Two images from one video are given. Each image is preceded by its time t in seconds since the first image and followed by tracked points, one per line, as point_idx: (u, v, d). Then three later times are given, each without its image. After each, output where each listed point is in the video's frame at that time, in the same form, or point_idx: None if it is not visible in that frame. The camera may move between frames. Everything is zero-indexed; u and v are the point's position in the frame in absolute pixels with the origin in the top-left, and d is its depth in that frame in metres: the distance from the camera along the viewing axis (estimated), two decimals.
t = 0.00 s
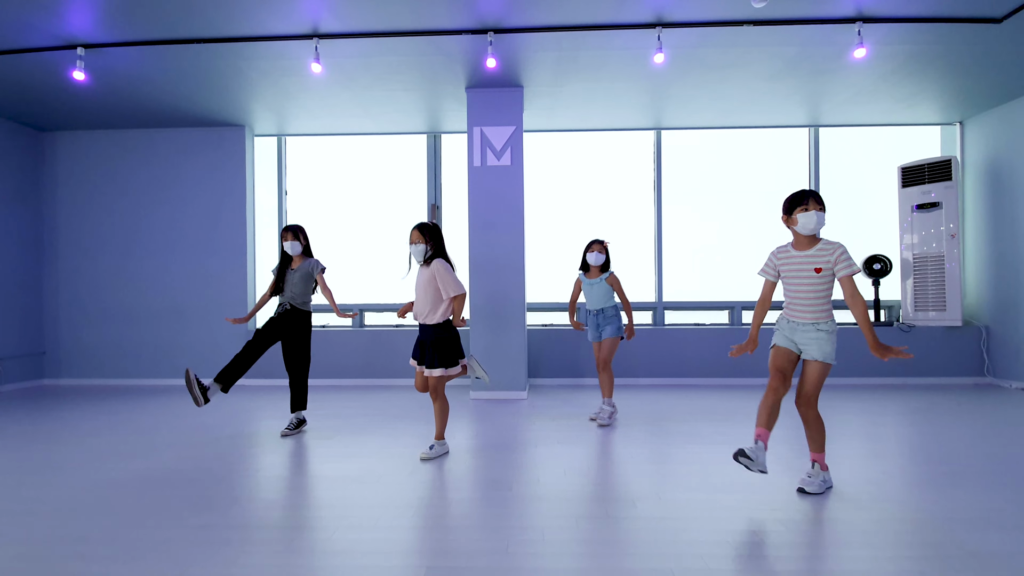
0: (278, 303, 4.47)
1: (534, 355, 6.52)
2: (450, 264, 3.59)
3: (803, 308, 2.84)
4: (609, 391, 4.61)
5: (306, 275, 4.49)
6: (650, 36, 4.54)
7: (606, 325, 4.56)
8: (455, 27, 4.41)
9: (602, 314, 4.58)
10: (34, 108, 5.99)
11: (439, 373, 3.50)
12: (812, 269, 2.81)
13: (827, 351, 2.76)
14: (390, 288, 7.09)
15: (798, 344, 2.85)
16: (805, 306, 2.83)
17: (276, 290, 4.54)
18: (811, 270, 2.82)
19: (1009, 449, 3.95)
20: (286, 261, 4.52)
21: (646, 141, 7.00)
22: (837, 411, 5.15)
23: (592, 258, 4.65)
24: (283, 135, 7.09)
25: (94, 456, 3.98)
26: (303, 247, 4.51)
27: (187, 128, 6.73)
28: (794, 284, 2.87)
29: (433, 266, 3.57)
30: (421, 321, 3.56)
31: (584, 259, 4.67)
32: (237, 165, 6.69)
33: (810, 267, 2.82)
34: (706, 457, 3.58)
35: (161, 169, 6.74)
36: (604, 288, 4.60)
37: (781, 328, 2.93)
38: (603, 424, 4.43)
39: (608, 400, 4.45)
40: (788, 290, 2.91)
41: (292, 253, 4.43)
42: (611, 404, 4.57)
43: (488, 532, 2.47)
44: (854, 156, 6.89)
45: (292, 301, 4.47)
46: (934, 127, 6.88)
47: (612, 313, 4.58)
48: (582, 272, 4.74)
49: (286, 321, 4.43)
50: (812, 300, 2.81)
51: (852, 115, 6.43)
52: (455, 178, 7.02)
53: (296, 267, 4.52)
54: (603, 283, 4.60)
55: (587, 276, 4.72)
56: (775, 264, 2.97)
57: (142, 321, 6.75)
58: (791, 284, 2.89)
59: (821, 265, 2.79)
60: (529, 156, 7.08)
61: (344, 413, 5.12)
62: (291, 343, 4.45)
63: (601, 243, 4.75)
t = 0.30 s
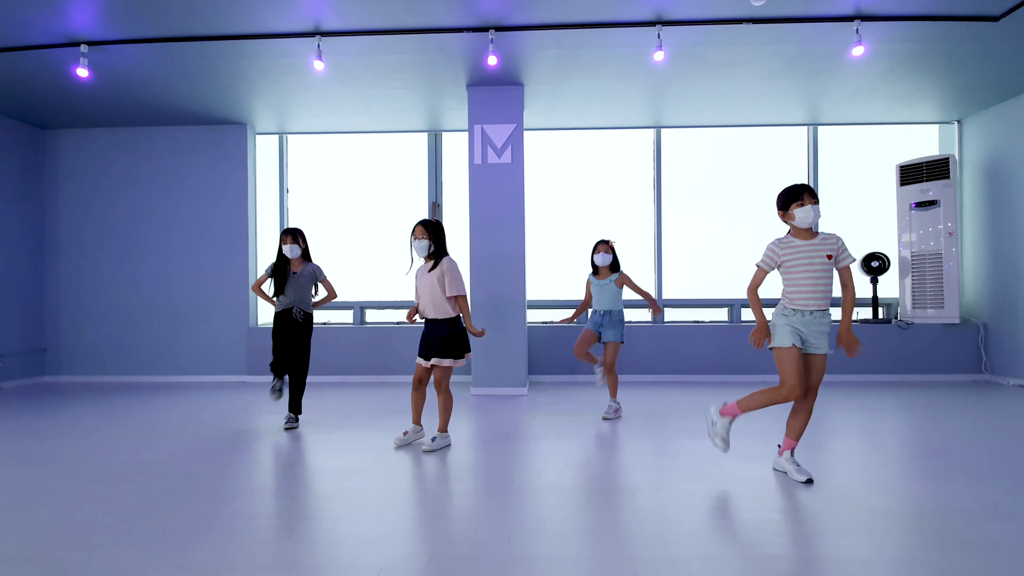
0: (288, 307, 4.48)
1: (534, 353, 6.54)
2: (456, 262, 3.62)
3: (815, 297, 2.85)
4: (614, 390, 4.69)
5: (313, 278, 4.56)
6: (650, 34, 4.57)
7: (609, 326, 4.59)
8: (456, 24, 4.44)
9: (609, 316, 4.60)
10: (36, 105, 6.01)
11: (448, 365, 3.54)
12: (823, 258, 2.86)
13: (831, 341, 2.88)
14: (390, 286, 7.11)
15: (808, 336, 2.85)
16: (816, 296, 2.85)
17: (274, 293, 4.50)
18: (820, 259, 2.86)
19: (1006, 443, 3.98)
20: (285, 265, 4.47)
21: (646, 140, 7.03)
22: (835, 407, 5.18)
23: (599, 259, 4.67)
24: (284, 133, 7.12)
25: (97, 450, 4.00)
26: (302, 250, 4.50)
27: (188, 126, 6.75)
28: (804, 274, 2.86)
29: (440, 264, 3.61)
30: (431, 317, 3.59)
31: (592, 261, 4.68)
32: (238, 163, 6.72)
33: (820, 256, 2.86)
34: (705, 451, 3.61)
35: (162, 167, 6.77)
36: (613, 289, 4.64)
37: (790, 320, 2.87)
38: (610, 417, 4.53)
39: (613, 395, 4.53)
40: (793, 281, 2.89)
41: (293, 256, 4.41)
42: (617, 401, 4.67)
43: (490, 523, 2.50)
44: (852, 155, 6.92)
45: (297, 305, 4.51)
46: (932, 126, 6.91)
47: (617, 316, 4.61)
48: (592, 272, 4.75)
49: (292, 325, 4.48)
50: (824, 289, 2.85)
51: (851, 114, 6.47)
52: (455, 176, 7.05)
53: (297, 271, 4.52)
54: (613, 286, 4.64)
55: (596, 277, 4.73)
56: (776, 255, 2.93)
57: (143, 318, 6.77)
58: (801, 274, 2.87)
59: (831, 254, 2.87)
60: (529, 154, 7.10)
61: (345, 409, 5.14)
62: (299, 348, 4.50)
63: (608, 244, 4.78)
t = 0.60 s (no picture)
0: (288, 300, 4.60)
1: (535, 349, 6.67)
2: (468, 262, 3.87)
3: (800, 290, 2.99)
4: (609, 384, 4.81)
5: (311, 274, 4.63)
6: (647, 38, 4.70)
7: (610, 325, 4.70)
8: (459, 28, 4.57)
9: (610, 315, 4.72)
10: (47, 106, 6.14)
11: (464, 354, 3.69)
12: (806, 254, 3.03)
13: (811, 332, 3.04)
14: (392, 284, 7.24)
15: (797, 327, 2.97)
16: (800, 289, 2.99)
17: (279, 288, 4.65)
18: (803, 255, 3.02)
19: (991, 435, 4.11)
20: (288, 260, 4.60)
21: (644, 141, 7.16)
22: (828, 401, 5.32)
23: (599, 259, 4.81)
24: (289, 134, 7.25)
25: (111, 440, 4.13)
26: (306, 246, 4.63)
27: (195, 127, 6.88)
28: (790, 267, 2.99)
29: (456, 262, 3.80)
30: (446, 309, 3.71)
31: (592, 260, 4.82)
32: (244, 163, 6.85)
33: (803, 251, 3.02)
34: (699, 441, 3.75)
35: (170, 167, 6.89)
36: (614, 288, 4.80)
37: (781, 313, 2.97)
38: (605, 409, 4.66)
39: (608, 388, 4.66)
40: (779, 273, 3.00)
41: (297, 250, 4.54)
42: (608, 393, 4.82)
43: (494, 504, 2.64)
44: (846, 155, 7.06)
45: (298, 299, 4.61)
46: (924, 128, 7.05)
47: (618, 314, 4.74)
48: (591, 272, 4.86)
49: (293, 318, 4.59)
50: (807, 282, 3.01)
51: (845, 115, 6.60)
52: (457, 176, 7.18)
53: (299, 266, 4.63)
54: (615, 285, 4.80)
55: (595, 277, 4.84)
56: (764, 247, 3.03)
57: (150, 314, 6.89)
58: (788, 266, 2.99)
59: (812, 251, 3.06)
60: (530, 155, 7.23)
61: (350, 403, 5.27)
62: (302, 341, 4.62)
63: (606, 242, 4.94)
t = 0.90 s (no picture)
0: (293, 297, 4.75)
1: (534, 346, 6.84)
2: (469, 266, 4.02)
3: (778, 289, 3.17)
4: (607, 377, 5.01)
5: (317, 274, 4.80)
6: (642, 45, 4.87)
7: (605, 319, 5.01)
8: (460, 36, 4.74)
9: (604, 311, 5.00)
10: (58, 108, 6.30)
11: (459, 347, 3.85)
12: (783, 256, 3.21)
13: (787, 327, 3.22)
14: (394, 282, 7.40)
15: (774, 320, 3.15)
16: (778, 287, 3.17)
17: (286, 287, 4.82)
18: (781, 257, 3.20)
19: (972, 427, 4.28)
20: (295, 259, 4.78)
21: (641, 143, 7.33)
22: (819, 396, 5.48)
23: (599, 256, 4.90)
24: (294, 136, 7.41)
25: (126, 431, 4.29)
26: (312, 245, 4.78)
27: (202, 129, 7.05)
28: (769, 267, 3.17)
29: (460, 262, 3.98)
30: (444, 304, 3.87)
31: (591, 257, 4.90)
32: (250, 164, 7.02)
33: (781, 253, 3.20)
34: (690, 432, 3.92)
35: (177, 167, 7.05)
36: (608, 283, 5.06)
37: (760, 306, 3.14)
38: (605, 402, 4.85)
39: (606, 381, 4.84)
40: (761, 273, 3.17)
41: (304, 248, 4.70)
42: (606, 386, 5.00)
43: (495, 485, 2.83)
44: (837, 157, 7.23)
45: (304, 298, 4.77)
46: (914, 130, 7.22)
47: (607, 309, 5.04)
48: (591, 265, 4.92)
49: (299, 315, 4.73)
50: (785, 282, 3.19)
51: (836, 118, 6.78)
52: (458, 177, 7.34)
53: (304, 266, 4.80)
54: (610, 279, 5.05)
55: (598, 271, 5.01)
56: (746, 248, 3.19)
57: (158, 312, 7.05)
58: (768, 266, 3.17)
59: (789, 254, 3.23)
60: (529, 156, 7.40)
61: (355, 397, 5.43)
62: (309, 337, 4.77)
63: (599, 240, 5.03)
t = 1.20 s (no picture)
0: (306, 291, 4.83)
1: (534, 344, 6.92)
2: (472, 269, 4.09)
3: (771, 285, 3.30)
4: (606, 374, 5.10)
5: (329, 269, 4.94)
6: (641, 49, 4.96)
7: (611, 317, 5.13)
8: (463, 39, 4.82)
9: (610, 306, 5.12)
10: (65, 110, 6.37)
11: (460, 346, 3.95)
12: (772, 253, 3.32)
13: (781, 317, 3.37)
14: (396, 281, 7.48)
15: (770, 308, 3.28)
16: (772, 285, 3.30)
17: (298, 284, 4.83)
18: (770, 256, 3.32)
19: (964, 422, 4.37)
20: (306, 257, 4.81)
21: (640, 144, 7.42)
22: (815, 393, 5.57)
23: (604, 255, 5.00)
24: (296, 136, 7.49)
25: (135, 426, 4.37)
26: (317, 244, 4.86)
27: (206, 130, 7.12)
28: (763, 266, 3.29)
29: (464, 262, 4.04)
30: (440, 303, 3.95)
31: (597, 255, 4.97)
32: (254, 164, 7.10)
33: (769, 251, 3.32)
34: (688, 427, 4.01)
35: (182, 168, 7.13)
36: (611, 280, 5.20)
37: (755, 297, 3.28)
38: (612, 400, 4.93)
39: (606, 379, 4.92)
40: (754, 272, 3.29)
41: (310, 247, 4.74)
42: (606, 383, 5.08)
43: (498, 476, 2.93)
44: (834, 158, 7.32)
45: (317, 291, 4.88)
46: (910, 131, 7.31)
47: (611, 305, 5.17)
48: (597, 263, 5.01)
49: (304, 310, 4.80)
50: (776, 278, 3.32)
51: (833, 120, 6.86)
52: (459, 177, 7.42)
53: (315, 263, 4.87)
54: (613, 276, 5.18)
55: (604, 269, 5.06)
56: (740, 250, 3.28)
57: (163, 311, 7.14)
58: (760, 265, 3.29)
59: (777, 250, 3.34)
60: (529, 157, 7.48)
61: (359, 394, 5.52)
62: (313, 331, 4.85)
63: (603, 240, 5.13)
